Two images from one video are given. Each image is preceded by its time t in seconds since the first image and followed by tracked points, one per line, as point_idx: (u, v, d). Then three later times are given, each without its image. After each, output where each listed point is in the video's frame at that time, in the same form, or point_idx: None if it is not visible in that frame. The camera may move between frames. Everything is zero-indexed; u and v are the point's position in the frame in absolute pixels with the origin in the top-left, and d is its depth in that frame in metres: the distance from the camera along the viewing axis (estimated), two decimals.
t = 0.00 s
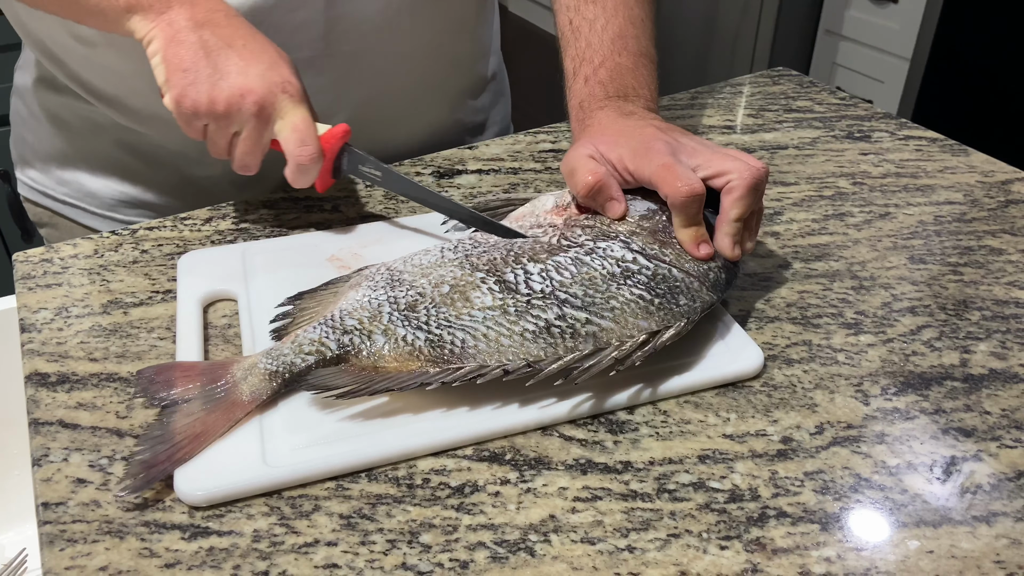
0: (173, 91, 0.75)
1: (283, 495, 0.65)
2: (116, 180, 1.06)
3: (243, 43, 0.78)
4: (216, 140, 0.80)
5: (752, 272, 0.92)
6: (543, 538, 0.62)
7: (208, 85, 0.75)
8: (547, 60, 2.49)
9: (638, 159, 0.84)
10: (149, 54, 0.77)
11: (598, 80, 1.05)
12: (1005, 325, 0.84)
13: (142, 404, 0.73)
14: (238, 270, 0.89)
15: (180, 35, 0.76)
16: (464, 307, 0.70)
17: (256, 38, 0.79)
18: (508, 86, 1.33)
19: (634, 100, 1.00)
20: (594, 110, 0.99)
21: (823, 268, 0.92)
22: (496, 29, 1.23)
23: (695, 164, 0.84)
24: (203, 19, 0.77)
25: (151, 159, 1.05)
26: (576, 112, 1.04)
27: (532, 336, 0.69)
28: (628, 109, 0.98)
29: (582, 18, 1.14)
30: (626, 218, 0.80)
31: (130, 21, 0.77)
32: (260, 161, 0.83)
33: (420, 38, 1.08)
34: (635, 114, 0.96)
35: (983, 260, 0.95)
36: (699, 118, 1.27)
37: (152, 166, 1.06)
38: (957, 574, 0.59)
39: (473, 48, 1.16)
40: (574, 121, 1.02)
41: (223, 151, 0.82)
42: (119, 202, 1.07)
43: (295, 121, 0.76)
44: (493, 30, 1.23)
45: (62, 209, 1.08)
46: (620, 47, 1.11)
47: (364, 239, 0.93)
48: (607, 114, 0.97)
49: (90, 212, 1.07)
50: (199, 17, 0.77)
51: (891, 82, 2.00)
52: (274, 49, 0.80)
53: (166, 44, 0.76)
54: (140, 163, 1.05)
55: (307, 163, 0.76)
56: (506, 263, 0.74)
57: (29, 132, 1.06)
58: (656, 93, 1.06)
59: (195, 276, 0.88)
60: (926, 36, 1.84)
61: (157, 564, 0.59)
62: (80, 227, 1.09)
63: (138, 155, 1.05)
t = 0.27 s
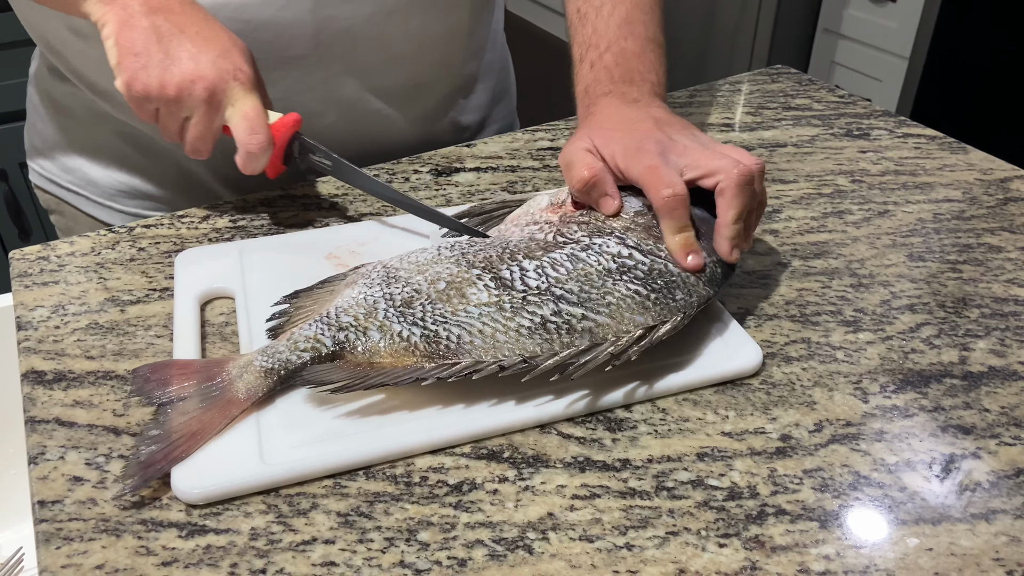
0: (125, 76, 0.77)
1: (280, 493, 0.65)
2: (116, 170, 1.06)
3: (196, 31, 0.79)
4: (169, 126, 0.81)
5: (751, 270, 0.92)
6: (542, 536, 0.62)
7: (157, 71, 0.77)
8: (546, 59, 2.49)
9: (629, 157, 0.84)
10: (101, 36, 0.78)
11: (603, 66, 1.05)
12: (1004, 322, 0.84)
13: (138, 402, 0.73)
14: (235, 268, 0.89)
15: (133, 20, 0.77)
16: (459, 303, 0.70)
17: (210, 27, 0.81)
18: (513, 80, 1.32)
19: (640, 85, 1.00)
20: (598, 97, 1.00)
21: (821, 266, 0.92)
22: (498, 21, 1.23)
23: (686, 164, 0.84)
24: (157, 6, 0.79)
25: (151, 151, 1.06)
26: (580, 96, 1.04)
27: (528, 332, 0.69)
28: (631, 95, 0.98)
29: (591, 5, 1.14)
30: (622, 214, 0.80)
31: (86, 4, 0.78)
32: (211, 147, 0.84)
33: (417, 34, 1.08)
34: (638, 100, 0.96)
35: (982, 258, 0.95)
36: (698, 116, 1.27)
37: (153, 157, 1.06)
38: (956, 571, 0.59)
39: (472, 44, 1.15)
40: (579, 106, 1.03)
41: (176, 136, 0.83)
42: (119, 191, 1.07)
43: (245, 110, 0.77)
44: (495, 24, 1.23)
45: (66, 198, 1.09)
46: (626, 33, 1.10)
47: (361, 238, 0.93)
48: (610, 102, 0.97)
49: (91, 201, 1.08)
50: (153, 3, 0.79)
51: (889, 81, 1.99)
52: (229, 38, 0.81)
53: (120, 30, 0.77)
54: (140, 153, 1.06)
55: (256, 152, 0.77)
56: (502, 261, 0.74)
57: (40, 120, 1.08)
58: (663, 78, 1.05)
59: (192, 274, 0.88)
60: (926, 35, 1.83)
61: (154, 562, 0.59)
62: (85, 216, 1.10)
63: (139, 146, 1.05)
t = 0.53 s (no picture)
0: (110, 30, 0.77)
1: (279, 490, 0.65)
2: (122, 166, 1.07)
3: None
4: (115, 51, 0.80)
5: (751, 267, 0.92)
6: (541, 533, 0.62)
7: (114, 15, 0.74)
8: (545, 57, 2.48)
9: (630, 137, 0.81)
10: None
11: (654, 39, 1.05)
12: (1005, 319, 0.84)
13: (137, 400, 0.72)
14: (234, 265, 0.89)
15: None
16: (462, 309, 0.70)
17: None
18: (519, 79, 1.31)
19: (691, 56, 0.98)
20: (649, 70, 0.98)
21: (822, 263, 0.92)
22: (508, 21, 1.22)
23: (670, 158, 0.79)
24: None
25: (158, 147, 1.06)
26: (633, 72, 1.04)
27: (531, 343, 0.69)
28: (678, 69, 0.95)
29: None
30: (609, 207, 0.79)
31: None
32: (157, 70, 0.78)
33: (422, 38, 1.07)
34: (684, 75, 0.93)
35: (983, 255, 0.94)
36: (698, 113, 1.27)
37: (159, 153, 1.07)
38: (957, 568, 0.59)
39: (477, 46, 1.15)
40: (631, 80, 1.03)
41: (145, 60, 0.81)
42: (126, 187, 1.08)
43: (156, 16, 0.73)
44: (505, 23, 1.22)
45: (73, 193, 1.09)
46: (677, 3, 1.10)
47: (359, 235, 0.93)
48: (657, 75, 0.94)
49: (98, 196, 1.08)
50: None
51: (889, 79, 2.00)
52: None
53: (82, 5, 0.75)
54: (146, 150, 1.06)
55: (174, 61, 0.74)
56: (503, 261, 0.74)
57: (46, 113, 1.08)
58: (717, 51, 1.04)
59: (190, 271, 0.87)
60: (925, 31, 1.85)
61: (152, 560, 0.59)
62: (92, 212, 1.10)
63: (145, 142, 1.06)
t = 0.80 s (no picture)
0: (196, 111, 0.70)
1: (280, 489, 0.65)
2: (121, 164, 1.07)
3: (281, 42, 0.66)
4: (268, 154, 0.72)
5: (751, 265, 0.92)
6: (542, 532, 0.62)
7: (218, 97, 0.67)
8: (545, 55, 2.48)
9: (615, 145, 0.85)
10: None
11: (636, 70, 1.05)
12: (1005, 318, 0.84)
13: (138, 398, 0.72)
14: (234, 263, 0.89)
15: (184, 49, 0.67)
16: (464, 302, 0.70)
17: (307, 36, 0.68)
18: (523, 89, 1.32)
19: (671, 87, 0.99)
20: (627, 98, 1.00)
21: (822, 262, 0.92)
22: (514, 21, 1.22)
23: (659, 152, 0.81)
24: (202, 24, 0.68)
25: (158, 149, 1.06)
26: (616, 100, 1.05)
27: (534, 330, 0.69)
28: (658, 97, 0.96)
29: (622, 12, 1.14)
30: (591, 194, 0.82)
31: None
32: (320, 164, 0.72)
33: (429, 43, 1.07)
34: (662, 102, 0.94)
35: (984, 253, 0.94)
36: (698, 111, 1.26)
37: (159, 154, 1.07)
38: (958, 567, 0.59)
39: (482, 47, 1.15)
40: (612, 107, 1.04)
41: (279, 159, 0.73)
42: (125, 185, 1.09)
43: (318, 105, 0.65)
44: (509, 23, 1.22)
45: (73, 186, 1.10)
46: (660, 36, 1.10)
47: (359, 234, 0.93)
48: (636, 101, 0.96)
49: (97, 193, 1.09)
50: (200, 23, 0.68)
51: (889, 77, 2.01)
52: (308, 42, 0.68)
53: (173, 65, 0.69)
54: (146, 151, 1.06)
55: (344, 156, 0.66)
56: (504, 255, 0.74)
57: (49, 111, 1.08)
58: (699, 82, 1.04)
59: (190, 270, 0.87)
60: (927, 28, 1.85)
61: (153, 558, 0.59)
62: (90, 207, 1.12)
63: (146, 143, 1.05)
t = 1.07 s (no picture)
0: (304, 119, 0.70)
1: (279, 488, 0.65)
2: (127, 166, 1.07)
3: (394, 56, 0.69)
4: (365, 160, 0.74)
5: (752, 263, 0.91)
6: (542, 530, 0.62)
7: (334, 107, 0.68)
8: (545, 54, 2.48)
9: (641, 144, 0.86)
10: None
11: (630, 71, 1.06)
12: (1006, 317, 0.84)
13: (137, 396, 0.72)
14: (234, 261, 0.88)
15: (296, 55, 0.69)
16: (467, 303, 0.70)
17: (416, 54, 0.71)
18: (525, 91, 1.33)
19: (666, 90, 1.00)
20: (623, 99, 1.00)
21: (822, 260, 0.92)
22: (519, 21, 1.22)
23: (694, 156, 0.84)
24: (316, 30, 0.70)
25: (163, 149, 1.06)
26: (607, 101, 1.05)
27: (537, 333, 0.68)
28: (657, 98, 0.98)
29: (615, 12, 1.14)
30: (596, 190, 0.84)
31: None
32: (417, 177, 0.75)
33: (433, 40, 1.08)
34: (662, 104, 0.96)
35: (984, 252, 0.94)
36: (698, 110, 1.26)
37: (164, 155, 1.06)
38: (959, 566, 0.59)
39: (485, 47, 1.15)
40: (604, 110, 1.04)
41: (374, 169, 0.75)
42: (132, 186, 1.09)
43: (438, 124, 0.69)
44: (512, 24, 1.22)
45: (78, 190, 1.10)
46: (652, 39, 1.11)
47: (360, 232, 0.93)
48: (635, 102, 0.97)
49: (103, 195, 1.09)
50: (311, 29, 0.70)
51: (890, 77, 2.00)
52: (422, 60, 0.71)
53: (283, 69, 0.70)
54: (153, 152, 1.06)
55: (458, 173, 0.70)
56: (506, 255, 0.74)
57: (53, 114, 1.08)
58: (690, 84, 1.05)
59: (190, 268, 0.87)
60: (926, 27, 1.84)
61: (151, 557, 0.59)
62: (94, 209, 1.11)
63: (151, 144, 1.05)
